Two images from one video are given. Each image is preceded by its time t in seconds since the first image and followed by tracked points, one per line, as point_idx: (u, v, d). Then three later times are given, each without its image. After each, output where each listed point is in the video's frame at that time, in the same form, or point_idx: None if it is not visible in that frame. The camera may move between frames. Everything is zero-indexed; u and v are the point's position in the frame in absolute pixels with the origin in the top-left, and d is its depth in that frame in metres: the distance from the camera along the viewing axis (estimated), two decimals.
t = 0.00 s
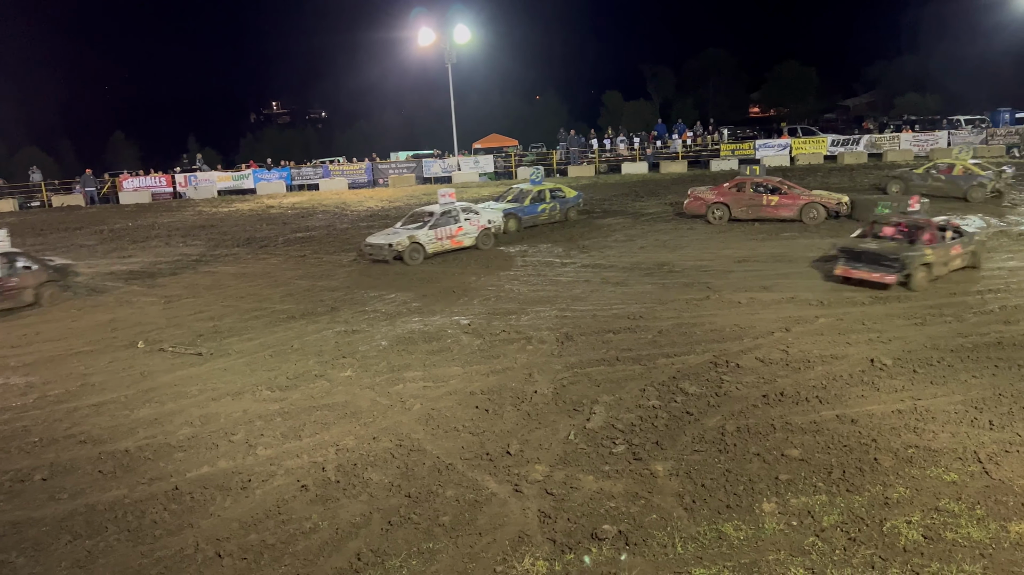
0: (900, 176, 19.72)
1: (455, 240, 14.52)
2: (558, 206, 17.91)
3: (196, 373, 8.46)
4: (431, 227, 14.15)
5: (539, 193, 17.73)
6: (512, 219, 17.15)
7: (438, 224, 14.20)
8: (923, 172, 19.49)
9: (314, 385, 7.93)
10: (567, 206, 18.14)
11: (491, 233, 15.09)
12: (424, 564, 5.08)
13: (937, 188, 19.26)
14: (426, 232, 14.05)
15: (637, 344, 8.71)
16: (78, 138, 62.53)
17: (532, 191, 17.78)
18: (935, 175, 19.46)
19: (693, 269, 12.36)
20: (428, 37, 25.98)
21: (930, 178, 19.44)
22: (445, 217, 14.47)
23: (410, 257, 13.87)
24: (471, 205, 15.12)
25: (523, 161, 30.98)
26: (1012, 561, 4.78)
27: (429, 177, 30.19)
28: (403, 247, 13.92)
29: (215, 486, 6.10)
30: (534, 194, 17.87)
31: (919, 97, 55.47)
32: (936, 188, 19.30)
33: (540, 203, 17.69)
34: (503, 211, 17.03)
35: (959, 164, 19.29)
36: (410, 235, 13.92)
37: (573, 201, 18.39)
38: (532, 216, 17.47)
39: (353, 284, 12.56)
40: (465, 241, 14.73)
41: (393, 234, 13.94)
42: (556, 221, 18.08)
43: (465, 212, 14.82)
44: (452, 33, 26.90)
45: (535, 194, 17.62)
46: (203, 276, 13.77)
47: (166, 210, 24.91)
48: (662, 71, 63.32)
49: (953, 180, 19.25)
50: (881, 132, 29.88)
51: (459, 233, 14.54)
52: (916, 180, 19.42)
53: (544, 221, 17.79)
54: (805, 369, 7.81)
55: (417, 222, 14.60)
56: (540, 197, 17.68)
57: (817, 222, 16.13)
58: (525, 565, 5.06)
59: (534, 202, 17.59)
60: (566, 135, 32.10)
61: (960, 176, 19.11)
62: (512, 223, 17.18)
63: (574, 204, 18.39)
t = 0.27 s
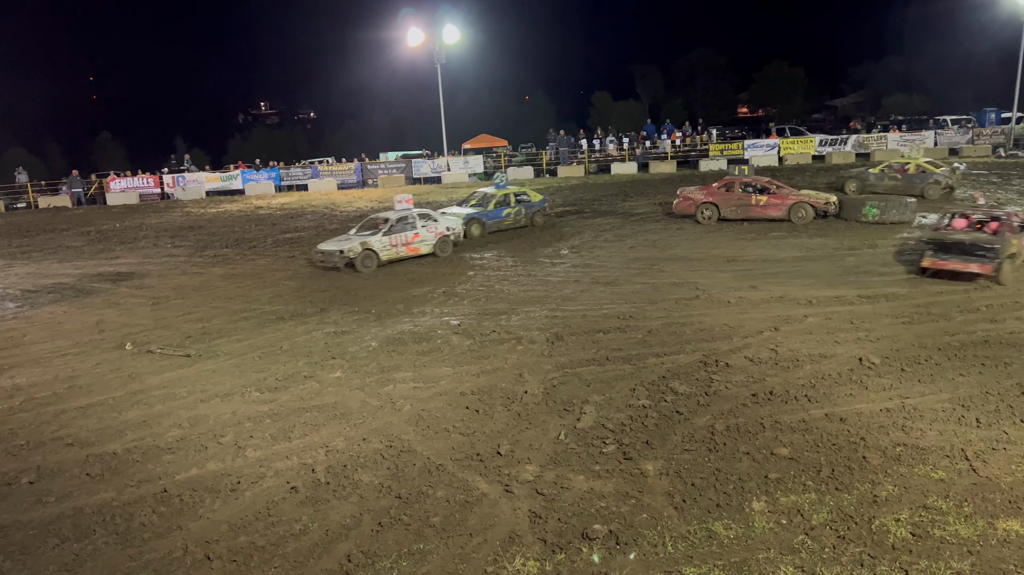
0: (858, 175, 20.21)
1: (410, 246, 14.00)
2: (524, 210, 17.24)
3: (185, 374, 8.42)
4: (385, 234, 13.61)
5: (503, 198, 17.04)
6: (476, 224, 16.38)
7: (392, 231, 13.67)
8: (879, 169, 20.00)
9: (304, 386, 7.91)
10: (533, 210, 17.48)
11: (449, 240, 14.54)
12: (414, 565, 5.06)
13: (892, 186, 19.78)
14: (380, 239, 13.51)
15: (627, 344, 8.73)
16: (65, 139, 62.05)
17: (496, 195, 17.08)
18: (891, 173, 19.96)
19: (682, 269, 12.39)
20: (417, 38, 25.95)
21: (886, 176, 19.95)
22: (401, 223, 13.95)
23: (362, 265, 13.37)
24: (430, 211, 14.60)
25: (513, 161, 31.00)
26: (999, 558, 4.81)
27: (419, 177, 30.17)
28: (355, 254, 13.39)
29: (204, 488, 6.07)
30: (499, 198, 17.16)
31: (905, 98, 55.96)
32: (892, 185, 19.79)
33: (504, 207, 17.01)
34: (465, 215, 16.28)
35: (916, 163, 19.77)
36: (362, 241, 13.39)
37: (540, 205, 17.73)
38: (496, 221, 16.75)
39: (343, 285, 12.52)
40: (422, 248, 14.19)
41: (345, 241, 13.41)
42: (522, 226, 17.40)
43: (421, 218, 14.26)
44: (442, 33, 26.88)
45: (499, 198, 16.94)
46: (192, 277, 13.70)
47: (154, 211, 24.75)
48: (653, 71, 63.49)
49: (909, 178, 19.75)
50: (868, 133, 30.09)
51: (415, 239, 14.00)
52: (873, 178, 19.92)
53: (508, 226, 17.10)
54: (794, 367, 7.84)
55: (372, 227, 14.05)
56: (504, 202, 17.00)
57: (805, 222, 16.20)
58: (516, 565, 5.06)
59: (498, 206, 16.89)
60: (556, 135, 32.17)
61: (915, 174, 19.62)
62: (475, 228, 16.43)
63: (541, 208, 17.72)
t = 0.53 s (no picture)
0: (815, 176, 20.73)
1: (363, 255, 13.32)
2: (489, 215, 16.64)
3: (173, 376, 8.38)
4: (335, 242, 12.90)
5: (467, 202, 16.40)
6: (438, 229, 15.72)
7: (343, 239, 12.95)
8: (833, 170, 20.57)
9: (294, 388, 7.88)
10: (498, 215, 16.90)
11: (405, 246, 13.90)
12: (405, 566, 5.05)
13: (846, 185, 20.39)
14: (329, 249, 12.81)
15: (617, 344, 8.74)
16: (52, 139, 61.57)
17: (458, 200, 16.42)
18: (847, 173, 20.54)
19: (671, 269, 12.43)
20: (407, 38, 25.92)
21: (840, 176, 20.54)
22: (353, 231, 13.23)
23: (311, 274, 12.67)
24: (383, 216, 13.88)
25: (503, 161, 31.03)
26: (986, 554, 4.84)
27: (409, 178, 30.15)
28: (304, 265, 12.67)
29: (193, 490, 6.04)
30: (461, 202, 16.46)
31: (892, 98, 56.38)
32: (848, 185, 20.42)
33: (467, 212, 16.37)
34: (427, 220, 15.59)
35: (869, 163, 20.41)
36: (311, 251, 12.67)
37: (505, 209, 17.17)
38: (459, 226, 16.10)
39: (333, 286, 12.48)
40: (375, 256, 13.52)
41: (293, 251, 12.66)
42: (486, 231, 16.80)
43: (374, 224, 13.56)
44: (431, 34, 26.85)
45: (462, 202, 16.28)
46: (180, 279, 13.63)
47: (142, 212, 24.63)
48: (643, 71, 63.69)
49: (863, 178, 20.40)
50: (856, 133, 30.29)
51: (368, 247, 13.32)
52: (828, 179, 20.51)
53: (472, 231, 16.47)
54: (783, 366, 7.88)
55: (322, 234, 13.31)
56: (468, 206, 16.36)
57: (794, 221, 16.29)
58: (507, 565, 5.05)
59: (461, 211, 16.23)
60: (545, 135, 32.24)
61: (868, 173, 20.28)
62: (438, 234, 15.77)
63: (506, 212, 17.15)
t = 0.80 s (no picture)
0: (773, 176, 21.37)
1: (310, 265, 12.69)
2: (451, 221, 16.13)
3: (161, 378, 8.33)
4: (279, 252, 12.29)
5: (429, 208, 15.83)
6: (400, 236, 15.12)
7: (288, 248, 12.33)
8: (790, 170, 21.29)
9: (283, 389, 7.85)
10: (460, 221, 16.41)
11: (356, 256, 13.30)
12: (395, 567, 5.03)
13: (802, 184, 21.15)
14: (273, 259, 12.19)
15: (608, 343, 8.76)
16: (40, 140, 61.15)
17: (420, 205, 15.85)
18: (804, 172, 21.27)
19: (661, 268, 12.46)
20: (396, 38, 25.89)
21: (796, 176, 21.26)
22: (300, 239, 12.62)
23: (251, 286, 12.02)
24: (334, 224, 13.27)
25: (492, 161, 31.05)
26: (974, 551, 4.87)
27: (398, 178, 30.14)
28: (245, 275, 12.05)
29: (182, 492, 6.01)
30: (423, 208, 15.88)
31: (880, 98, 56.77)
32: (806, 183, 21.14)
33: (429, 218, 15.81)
34: (389, 227, 14.96)
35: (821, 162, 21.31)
36: (252, 261, 12.06)
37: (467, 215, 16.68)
38: (421, 232, 15.54)
39: (322, 286, 12.44)
40: (323, 266, 12.90)
41: (233, 261, 12.04)
42: (447, 237, 16.30)
43: (324, 233, 12.93)
44: (420, 33, 26.83)
45: (424, 208, 15.72)
46: (168, 280, 13.57)
47: (130, 213, 24.50)
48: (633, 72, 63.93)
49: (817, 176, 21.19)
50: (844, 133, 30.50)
51: (316, 257, 12.71)
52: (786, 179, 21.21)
53: (434, 237, 15.92)
54: (772, 365, 7.91)
55: (268, 242, 12.68)
56: (430, 212, 15.79)
57: (782, 221, 16.38)
58: (497, 566, 5.04)
59: (423, 217, 15.67)
60: (535, 135, 32.34)
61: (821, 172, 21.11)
62: (400, 241, 15.19)
63: (468, 219, 16.66)
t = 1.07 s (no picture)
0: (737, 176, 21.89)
1: (247, 276, 11.98)
2: (412, 227, 15.48)
3: (149, 380, 8.28)
4: (214, 262, 11.61)
5: (389, 212, 15.16)
6: (358, 243, 14.45)
7: (222, 258, 11.65)
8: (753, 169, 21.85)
9: (272, 390, 7.83)
10: (422, 226, 15.76)
11: (300, 266, 12.58)
12: (386, 568, 5.01)
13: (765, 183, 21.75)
14: (206, 269, 11.51)
15: (598, 343, 8.77)
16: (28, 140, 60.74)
17: (379, 210, 15.16)
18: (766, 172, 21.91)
19: (650, 268, 12.48)
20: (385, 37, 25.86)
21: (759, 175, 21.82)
22: (237, 249, 11.92)
23: (181, 299, 11.35)
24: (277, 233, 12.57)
25: (482, 161, 31.07)
26: (963, 549, 4.89)
27: (388, 179, 30.14)
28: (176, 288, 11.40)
29: (171, 495, 5.98)
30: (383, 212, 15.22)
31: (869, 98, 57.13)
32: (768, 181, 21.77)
33: (389, 223, 15.14)
34: (346, 233, 14.29)
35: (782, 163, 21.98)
36: (183, 273, 11.39)
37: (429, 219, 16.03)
38: (381, 238, 14.87)
39: (312, 287, 12.40)
40: (263, 277, 12.20)
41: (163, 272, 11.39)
42: (409, 243, 15.62)
43: (264, 243, 12.20)
44: (409, 33, 26.80)
45: (383, 212, 15.06)
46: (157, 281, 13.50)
47: (118, 214, 24.37)
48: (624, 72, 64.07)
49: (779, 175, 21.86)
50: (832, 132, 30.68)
51: (254, 268, 12.00)
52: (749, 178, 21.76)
53: (394, 243, 15.27)
54: (762, 364, 7.94)
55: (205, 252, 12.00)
56: (390, 217, 15.12)
57: (772, 220, 16.44)
58: (489, 566, 5.02)
59: (383, 222, 15.00)
60: (524, 135, 32.42)
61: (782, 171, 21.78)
62: (358, 248, 14.52)
63: (430, 223, 16.01)
